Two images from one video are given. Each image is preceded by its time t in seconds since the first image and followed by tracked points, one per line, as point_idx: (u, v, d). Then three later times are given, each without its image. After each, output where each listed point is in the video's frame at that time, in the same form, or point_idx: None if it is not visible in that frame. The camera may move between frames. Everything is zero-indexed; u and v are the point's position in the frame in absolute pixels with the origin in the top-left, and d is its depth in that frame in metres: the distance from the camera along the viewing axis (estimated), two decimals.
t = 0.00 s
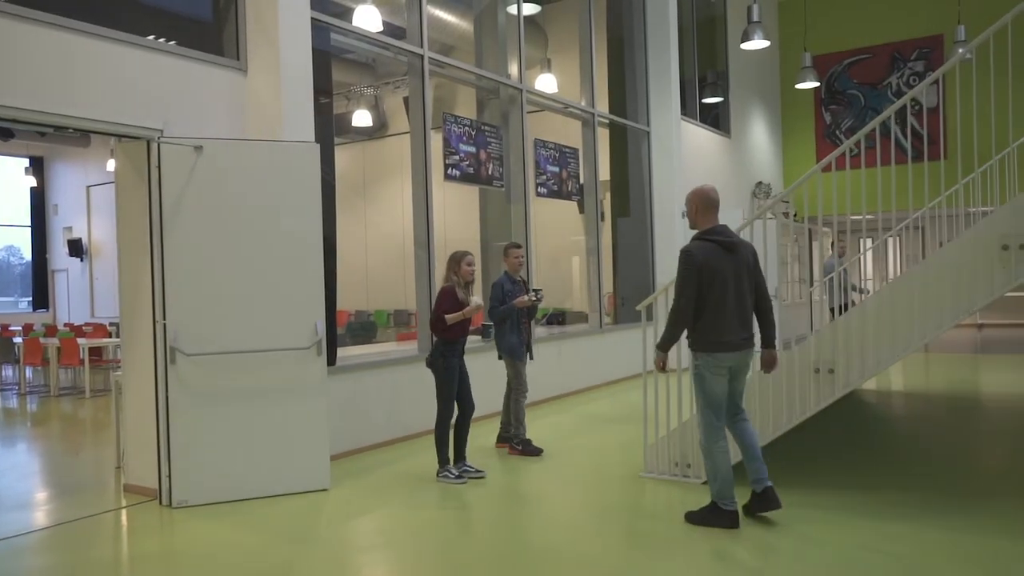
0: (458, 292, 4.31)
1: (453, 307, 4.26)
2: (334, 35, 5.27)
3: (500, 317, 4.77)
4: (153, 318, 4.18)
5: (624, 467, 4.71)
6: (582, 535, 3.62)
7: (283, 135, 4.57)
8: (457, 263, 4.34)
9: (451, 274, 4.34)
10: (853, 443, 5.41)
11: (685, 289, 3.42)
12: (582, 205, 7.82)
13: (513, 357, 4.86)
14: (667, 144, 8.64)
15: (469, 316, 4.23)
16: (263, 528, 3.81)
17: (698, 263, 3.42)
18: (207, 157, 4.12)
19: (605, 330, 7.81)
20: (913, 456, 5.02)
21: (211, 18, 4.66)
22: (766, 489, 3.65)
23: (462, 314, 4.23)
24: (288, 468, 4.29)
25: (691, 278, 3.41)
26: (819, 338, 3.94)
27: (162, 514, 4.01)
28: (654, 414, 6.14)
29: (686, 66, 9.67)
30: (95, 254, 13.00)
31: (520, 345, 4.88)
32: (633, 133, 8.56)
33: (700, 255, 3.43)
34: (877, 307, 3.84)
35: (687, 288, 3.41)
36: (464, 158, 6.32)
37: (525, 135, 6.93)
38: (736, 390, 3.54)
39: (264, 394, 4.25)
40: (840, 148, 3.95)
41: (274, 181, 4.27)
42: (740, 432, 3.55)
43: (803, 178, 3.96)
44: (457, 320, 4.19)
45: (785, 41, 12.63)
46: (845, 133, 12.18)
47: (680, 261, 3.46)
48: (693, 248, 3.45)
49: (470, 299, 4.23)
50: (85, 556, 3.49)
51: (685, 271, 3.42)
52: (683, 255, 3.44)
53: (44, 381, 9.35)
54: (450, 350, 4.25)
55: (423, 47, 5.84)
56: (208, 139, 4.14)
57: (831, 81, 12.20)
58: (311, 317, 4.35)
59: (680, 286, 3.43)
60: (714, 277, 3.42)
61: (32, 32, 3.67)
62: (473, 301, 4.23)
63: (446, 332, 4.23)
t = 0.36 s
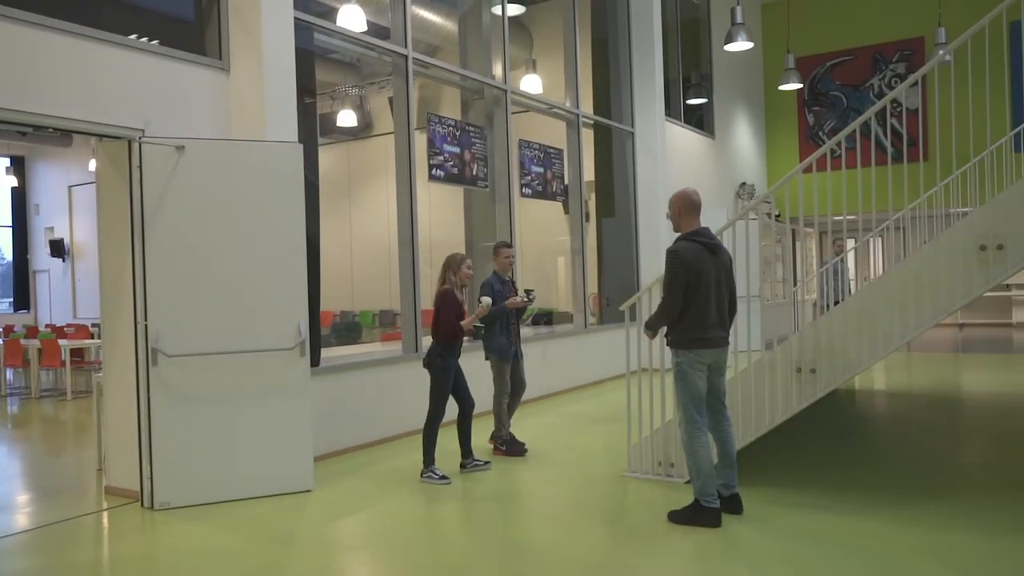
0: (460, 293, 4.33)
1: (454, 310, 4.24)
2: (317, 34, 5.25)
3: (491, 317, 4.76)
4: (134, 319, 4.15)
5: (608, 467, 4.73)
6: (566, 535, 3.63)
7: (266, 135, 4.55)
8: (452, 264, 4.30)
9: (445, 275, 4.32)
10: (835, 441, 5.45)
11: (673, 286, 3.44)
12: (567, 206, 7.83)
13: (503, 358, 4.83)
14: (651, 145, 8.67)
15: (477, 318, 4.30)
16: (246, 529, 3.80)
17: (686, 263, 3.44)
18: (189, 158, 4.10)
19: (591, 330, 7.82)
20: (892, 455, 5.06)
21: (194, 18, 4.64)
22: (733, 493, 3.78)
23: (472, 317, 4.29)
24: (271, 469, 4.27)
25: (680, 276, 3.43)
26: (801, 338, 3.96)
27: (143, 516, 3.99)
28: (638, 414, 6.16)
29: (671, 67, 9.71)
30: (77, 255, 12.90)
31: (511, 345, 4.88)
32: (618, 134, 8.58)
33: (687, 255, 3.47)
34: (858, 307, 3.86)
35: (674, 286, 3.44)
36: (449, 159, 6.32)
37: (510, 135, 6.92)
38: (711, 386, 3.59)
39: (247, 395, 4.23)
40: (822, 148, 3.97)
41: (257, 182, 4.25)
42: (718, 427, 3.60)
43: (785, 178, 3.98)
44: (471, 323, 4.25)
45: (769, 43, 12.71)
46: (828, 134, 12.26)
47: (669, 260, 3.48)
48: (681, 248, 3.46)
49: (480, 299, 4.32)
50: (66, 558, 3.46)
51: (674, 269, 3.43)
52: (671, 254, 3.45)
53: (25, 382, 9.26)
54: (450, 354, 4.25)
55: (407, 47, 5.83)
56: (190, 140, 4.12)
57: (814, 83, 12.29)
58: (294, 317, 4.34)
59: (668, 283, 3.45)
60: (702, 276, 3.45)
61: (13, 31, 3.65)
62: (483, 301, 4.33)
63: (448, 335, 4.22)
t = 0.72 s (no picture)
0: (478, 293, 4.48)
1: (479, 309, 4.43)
2: (301, 34, 5.24)
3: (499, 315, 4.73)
4: (115, 320, 4.12)
5: (592, 467, 4.74)
6: (550, 534, 3.63)
7: (248, 135, 4.53)
8: (472, 265, 4.53)
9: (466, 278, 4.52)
10: (816, 441, 5.49)
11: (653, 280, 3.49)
12: (551, 206, 7.86)
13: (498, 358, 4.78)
14: (636, 146, 8.69)
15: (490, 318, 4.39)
16: (228, 530, 3.78)
17: (669, 260, 3.45)
18: (170, 158, 4.08)
19: (575, 330, 7.84)
20: (873, 454, 5.10)
21: (176, 17, 4.62)
22: (716, 492, 3.80)
23: (485, 316, 4.41)
24: (253, 470, 4.25)
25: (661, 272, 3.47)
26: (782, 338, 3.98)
27: (124, 518, 3.97)
28: (622, 414, 6.18)
29: (655, 68, 9.75)
30: (58, 256, 12.80)
31: (505, 347, 4.85)
32: (602, 134, 8.60)
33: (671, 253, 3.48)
34: (839, 307, 3.89)
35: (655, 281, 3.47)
36: (434, 159, 6.34)
37: (495, 136, 6.94)
38: (692, 383, 3.60)
39: (231, 396, 4.22)
40: (803, 149, 4.00)
41: (239, 183, 4.24)
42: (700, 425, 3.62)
43: (767, 179, 3.99)
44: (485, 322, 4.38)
45: (752, 44, 12.78)
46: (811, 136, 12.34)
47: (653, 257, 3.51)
48: (666, 246, 3.47)
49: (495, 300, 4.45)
50: (45, 561, 3.44)
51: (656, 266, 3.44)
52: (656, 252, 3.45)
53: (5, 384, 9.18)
54: (468, 352, 4.37)
55: (391, 47, 5.85)
56: (172, 140, 4.09)
57: (797, 84, 12.36)
58: (277, 318, 4.32)
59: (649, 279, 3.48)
60: (685, 274, 3.46)
61: None
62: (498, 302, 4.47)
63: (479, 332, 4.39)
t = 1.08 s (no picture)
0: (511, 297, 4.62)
1: (510, 315, 4.57)
2: (282, 33, 5.21)
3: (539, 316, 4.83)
4: (95, 321, 4.09)
5: (575, 467, 4.74)
6: (533, 535, 3.63)
7: (231, 136, 4.51)
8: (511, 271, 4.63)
9: (504, 281, 4.64)
10: (798, 439, 5.52)
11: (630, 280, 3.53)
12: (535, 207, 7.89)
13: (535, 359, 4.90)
14: (620, 147, 8.71)
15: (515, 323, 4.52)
16: (211, 532, 3.76)
17: (646, 260, 3.48)
18: (151, 158, 4.05)
19: (560, 330, 7.86)
20: (854, 453, 5.14)
21: (157, 16, 4.59)
22: (698, 491, 3.82)
23: (515, 320, 4.54)
24: (235, 472, 4.24)
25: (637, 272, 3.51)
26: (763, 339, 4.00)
27: (105, 520, 3.94)
28: (605, 414, 6.19)
29: (638, 69, 9.78)
30: (40, 257, 12.68)
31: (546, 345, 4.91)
32: (586, 135, 8.62)
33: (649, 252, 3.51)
34: (820, 307, 3.92)
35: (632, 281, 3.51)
36: (417, 159, 6.34)
37: (479, 137, 6.95)
38: (674, 383, 3.62)
39: (213, 397, 4.20)
40: (784, 151, 4.02)
41: (220, 184, 4.21)
42: (682, 425, 3.63)
43: (749, 180, 4.00)
44: (509, 328, 4.51)
45: (735, 45, 12.84)
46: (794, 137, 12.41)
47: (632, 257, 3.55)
48: (645, 248, 3.49)
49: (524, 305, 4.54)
50: (23, 564, 3.40)
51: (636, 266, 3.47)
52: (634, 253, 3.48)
53: None
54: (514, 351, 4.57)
55: (374, 47, 5.84)
56: (152, 139, 4.07)
57: (779, 85, 12.43)
58: (260, 319, 4.30)
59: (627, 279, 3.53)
60: (663, 274, 3.48)
61: None
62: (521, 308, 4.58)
63: (509, 338, 4.55)
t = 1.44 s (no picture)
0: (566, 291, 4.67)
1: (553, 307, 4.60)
2: (265, 32, 5.19)
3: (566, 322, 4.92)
4: (76, 322, 4.06)
5: (559, 467, 4.74)
6: (516, 535, 3.63)
7: (213, 136, 4.49)
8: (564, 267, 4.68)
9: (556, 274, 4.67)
10: (780, 438, 5.55)
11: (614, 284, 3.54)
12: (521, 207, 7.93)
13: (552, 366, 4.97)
14: (604, 149, 8.73)
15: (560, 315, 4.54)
16: (192, 534, 3.74)
17: (627, 263, 3.50)
18: (132, 157, 4.03)
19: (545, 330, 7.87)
20: (836, 452, 5.16)
21: (138, 15, 4.56)
22: (681, 490, 3.84)
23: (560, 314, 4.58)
24: (218, 473, 4.22)
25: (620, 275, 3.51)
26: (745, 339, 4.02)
27: (85, 523, 3.91)
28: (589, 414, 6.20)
29: (623, 69, 9.80)
30: (20, 257, 12.56)
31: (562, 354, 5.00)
32: (571, 135, 8.63)
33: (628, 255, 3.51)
34: (801, 308, 3.94)
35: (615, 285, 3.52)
36: (401, 159, 6.33)
37: (463, 137, 6.94)
38: (657, 383, 3.63)
39: (195, 398, 4.18)
40: (766, 151, 4.04)
41: (202, 183, 4.19)
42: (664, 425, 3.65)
43: (731, 181, 4.01)
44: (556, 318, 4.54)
45: (719, 46, 12.89)
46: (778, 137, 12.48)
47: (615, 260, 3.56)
48: (626, 249, 3.51)
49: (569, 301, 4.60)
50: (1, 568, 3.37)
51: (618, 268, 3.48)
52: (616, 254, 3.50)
53: None
54: (551, 344, 4.63)
55: (358, 47, 5.83)
56: (133, 139, 4.04)
57: (763, 86, 12.51)
58: (242, 319, 4.29)
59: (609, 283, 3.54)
60: (646, 275, 3.50)
61: None
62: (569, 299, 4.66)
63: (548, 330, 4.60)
